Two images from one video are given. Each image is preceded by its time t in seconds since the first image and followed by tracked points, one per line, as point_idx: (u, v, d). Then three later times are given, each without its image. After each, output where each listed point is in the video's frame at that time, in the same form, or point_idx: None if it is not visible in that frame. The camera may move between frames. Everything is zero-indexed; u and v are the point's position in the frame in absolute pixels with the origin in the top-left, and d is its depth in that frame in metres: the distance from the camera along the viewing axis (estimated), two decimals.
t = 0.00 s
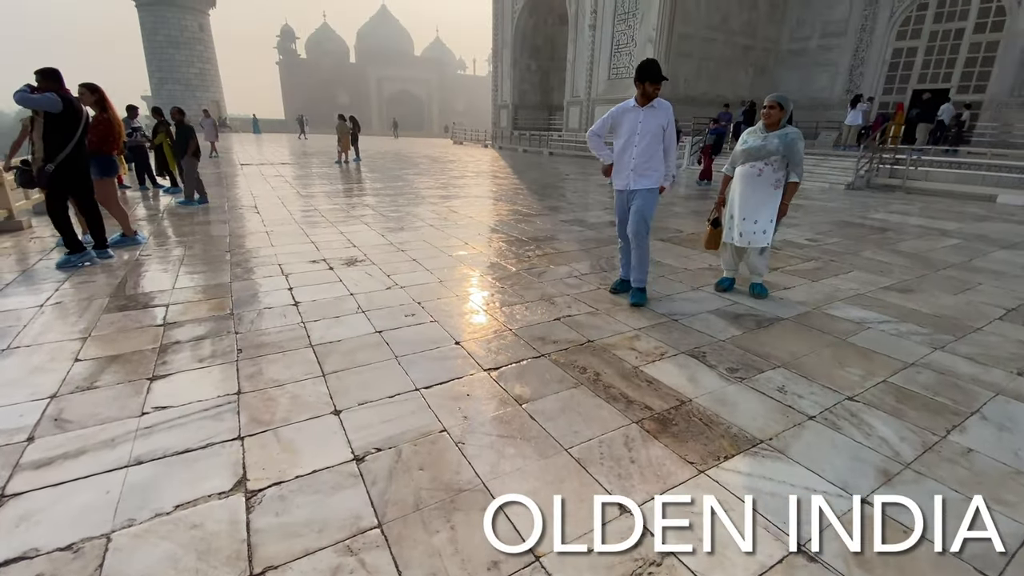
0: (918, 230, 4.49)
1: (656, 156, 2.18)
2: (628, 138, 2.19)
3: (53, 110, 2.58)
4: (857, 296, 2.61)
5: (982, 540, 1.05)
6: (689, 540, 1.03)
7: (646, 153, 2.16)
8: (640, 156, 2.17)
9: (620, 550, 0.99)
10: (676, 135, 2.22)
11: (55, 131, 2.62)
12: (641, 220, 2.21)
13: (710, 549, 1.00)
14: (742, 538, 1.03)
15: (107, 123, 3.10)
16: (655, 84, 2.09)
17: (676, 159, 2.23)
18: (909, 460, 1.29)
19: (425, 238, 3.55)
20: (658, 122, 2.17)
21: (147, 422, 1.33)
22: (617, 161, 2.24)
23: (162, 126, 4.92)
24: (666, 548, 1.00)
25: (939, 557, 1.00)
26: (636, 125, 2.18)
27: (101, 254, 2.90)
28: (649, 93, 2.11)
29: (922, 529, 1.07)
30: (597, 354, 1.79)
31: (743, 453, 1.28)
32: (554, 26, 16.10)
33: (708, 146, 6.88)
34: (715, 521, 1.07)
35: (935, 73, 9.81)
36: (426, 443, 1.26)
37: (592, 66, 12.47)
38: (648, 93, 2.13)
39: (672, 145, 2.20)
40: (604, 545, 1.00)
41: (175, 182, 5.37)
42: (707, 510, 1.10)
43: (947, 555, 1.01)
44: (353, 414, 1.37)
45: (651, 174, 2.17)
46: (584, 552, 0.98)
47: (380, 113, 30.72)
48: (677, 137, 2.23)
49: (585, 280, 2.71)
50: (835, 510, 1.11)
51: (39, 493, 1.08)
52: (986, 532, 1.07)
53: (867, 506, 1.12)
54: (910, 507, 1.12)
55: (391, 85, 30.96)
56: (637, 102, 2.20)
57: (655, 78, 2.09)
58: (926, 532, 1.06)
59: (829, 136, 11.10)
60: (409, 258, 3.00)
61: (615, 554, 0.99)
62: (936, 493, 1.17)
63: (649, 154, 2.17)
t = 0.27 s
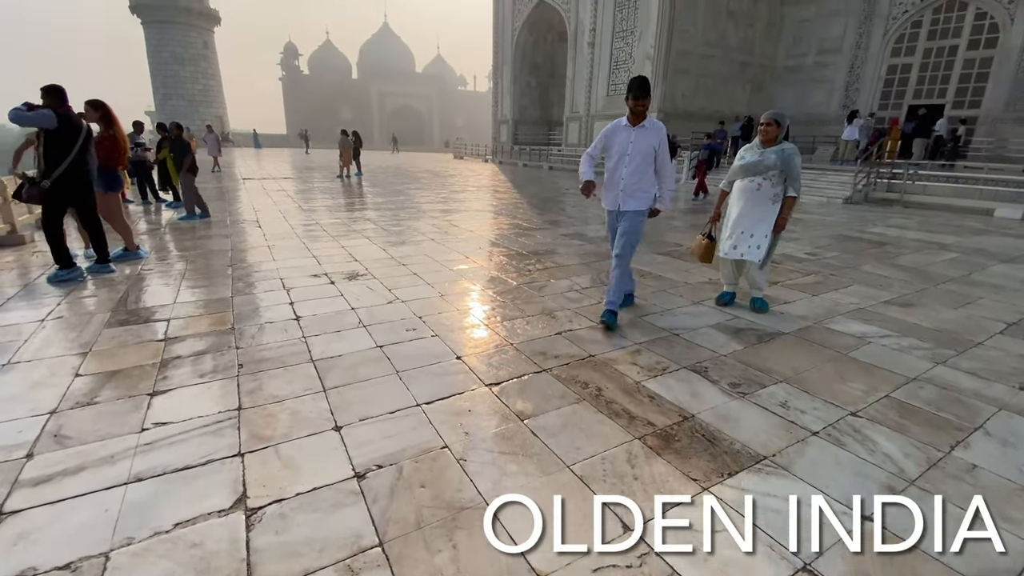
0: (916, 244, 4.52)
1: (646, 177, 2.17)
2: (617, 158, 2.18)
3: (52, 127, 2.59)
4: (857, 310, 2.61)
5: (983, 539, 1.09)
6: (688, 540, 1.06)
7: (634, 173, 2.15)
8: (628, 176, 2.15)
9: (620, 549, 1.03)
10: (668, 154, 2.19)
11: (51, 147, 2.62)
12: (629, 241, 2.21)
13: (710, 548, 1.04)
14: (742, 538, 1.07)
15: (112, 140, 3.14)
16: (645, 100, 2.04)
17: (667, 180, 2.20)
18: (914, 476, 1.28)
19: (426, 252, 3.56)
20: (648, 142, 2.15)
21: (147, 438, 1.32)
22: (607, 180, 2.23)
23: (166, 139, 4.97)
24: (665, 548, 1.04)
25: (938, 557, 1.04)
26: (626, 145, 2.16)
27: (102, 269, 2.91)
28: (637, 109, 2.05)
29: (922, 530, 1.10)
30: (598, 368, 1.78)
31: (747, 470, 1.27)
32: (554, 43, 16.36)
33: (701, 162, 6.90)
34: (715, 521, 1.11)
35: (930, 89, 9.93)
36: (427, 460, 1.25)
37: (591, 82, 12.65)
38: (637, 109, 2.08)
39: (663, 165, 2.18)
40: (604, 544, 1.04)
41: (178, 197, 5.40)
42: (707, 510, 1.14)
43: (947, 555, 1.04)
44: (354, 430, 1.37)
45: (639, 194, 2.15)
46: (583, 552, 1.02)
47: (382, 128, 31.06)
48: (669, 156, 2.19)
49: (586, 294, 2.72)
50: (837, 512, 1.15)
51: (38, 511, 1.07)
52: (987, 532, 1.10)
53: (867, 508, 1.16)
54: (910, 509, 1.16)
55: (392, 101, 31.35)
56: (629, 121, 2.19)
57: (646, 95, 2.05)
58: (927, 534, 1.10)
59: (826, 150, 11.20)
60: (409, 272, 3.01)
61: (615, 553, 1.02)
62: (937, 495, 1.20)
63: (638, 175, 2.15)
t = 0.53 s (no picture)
0: (915, 261, 4.54)
1: (635, 195, 2.11)
2: (606, 175, 2.14)
3: (41, 143, 2.61)
4: (858, 327, 2.61)
5: (983, 539, 1.14)
6: (688, 541, 1.10)
7: (622, 192, 2.10)
8: (617, 194, 2.11)
9: (620, 550, 1.07)
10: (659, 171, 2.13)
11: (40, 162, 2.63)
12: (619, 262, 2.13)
13: (709, 549, 1.08)
14: (742, 540, 1.11)
15: (117, 159, 3.22)
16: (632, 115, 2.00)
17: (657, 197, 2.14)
18: (919, 496, 1.27)
19: (427, 269, 3.58)
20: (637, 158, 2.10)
21: (146, 458, 1.31)
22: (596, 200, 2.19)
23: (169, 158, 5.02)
24: (665, 547, 1.08)
25: (937, 555, 1.08)
26: (614, 161, 2.12)
27: (103, 286, 2.92)
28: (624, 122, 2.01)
29: (922, 531, 1.15)
30: (599, 387, 1.78)
31: (751, 490, 1.26)
32: (553, 63, 16.64)
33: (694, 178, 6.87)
34: (717, 521, 1.15)
35: (924, 107, 10.08)
36: (427, 480, 1.24)
37: (590, 101, 12.84)
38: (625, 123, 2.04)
39: (653, 183, 2.12)
40: (605, 545, 1.08)
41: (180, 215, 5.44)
42: (708, 511, 1.18)
43: (947, 554, 1.09)
44: (354, 450, 1.36)
45: (627, 212, 2.10)
46: (585, 551, 1.06)
47: (383, 145, 31.40)
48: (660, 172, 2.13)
49: (586, 311, 2.72)
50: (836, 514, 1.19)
51: (35, 533, 1.06)
52: (987, 532, 1.15)
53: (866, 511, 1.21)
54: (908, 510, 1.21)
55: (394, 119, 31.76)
56: (619, 136, 2.15)
57: (633, 110, 2.01)
58: (927, 535, 1.14)
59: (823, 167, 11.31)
60: (410, 288, 3.02)
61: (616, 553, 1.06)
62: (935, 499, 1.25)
63: (627, 194, 2.11)
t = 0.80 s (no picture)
0: (914, 277, 4.55)
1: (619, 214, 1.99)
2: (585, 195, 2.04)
3: (25, 161, 2.63)
4: (858, 343, 2.62)
5: (984, 540, 1.19)
6: (689, 542, 1.15)
7: (604, 213, 1.98)
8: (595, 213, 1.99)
9: (620, 549, 1.12)
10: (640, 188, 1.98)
11: (25, 179, 2.64)
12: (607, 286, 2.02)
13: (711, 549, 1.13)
14: (743, 540, 1.16)
15: (119, 178, 3.21)
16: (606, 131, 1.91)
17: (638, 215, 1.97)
18: (924, 516, 1.26)
19: (427, 286, 3.58)
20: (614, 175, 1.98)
21: (144, 480, 1.30)
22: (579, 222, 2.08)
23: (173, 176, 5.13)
24: (666, 547, 1.13)
25: (936, 555, 1.13)
26: (594, 180, 2.01)
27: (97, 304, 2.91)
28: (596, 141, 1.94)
29: (922, 532, 1.20)
30: (601, 405, 1.77)
31: (755, 510, 1.25)
32: (552, 82, 16.90)
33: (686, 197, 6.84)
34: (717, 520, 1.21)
35: (919, 125, 10.22)
36: (428, 502, 1.23)
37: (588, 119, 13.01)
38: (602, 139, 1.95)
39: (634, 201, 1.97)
40: (607, 544, 1.13)
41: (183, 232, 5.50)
42: (709, 511, 1.24)
43: (947, 553, 1.13)
44: (354, 470, 1.35)
45: (606, 234, 1.98)
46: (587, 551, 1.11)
47: (384, 163, 31.69)
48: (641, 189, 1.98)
49: (587, 328, 2.72)
50: (837, 516, 1.25)
51: (31, 556, 1.05)
52: (986, 532, 1.20)
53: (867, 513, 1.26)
54: (908, 510, 1.27)
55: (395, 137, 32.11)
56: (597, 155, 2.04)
57: (607, 126, 1.91)
58: (928, 537, 1.19)
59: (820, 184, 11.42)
60: (411, 306, 3.02)
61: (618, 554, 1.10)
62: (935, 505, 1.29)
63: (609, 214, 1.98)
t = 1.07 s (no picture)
0: (913, 290, 4.57)
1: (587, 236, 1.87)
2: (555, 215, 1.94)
3: (18, 177, 2.64)
4: (859, 358, 2.61)
5: (984, 539, 1.24)
6: (688, 542, 1.20)
7: (570, 235, 1.87)
8: (562, 236, 1.88)
9: (617, 549, 1.16)
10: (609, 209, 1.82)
11: (17, 195, 2.65)
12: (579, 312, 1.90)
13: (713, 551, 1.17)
14: (744, 540, 1.21)
15: (120, 196, 3.24)
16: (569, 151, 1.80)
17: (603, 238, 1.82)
18: (929, 535, 1.24)
19: (427, 301, 3.58)
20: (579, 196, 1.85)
21: (142, 499, 1.28)
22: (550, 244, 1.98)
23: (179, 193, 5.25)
24: (666, 547, 1.17)
25: (939, 555, 1.18)
26: (562, 201, 1.90)
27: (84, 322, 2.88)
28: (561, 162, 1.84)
29: (922, 532, 1.25)
30: (603, 422, 1.76)
31: (759, 531, 1.24)
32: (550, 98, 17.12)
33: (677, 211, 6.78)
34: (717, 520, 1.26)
35: (913, 139, 10.34)
36: (429, 521, 1.22)
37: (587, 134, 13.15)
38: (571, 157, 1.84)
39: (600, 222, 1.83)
40: (608, 542, 1.17)
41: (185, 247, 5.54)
42: (708, 510, 1.29)
43: (947, 554, 1.18)
44: (354, 489, 1.34)
45: (571, 258, 1.86)
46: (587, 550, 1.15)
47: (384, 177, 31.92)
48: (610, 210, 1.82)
49: (587, 343, 2.72)
50: (837, 518, 1.30)
51: None
52: (987, 532, 1.26)
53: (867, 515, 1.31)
54: (909, 516, 1.31)
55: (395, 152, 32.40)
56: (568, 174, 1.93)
57: (571, 145, 1.80)
58: (928, 538, 1.24)
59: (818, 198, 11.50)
60: (411, 321, 3.02)
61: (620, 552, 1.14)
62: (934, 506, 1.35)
63: (577, 236, 1.87)
